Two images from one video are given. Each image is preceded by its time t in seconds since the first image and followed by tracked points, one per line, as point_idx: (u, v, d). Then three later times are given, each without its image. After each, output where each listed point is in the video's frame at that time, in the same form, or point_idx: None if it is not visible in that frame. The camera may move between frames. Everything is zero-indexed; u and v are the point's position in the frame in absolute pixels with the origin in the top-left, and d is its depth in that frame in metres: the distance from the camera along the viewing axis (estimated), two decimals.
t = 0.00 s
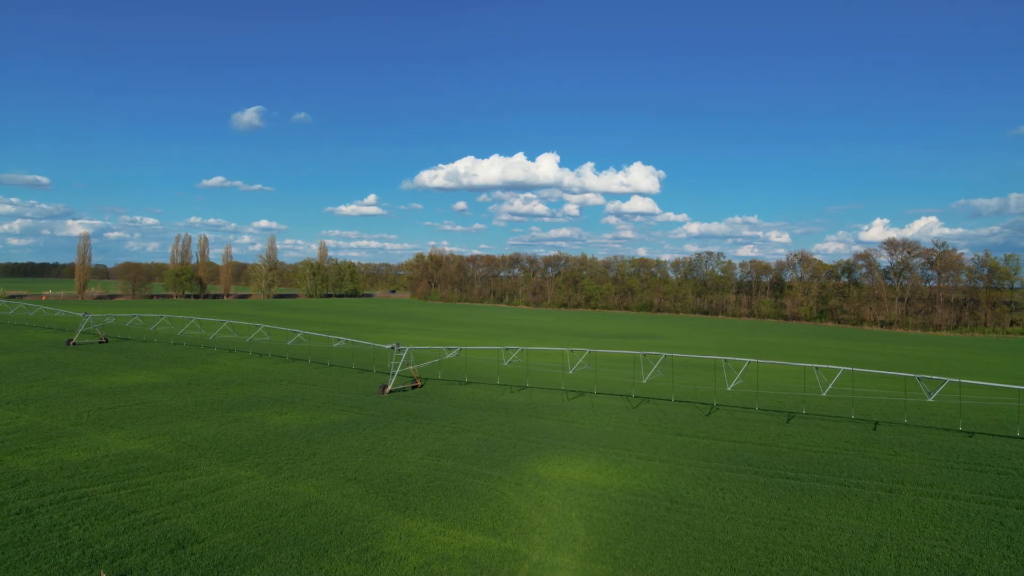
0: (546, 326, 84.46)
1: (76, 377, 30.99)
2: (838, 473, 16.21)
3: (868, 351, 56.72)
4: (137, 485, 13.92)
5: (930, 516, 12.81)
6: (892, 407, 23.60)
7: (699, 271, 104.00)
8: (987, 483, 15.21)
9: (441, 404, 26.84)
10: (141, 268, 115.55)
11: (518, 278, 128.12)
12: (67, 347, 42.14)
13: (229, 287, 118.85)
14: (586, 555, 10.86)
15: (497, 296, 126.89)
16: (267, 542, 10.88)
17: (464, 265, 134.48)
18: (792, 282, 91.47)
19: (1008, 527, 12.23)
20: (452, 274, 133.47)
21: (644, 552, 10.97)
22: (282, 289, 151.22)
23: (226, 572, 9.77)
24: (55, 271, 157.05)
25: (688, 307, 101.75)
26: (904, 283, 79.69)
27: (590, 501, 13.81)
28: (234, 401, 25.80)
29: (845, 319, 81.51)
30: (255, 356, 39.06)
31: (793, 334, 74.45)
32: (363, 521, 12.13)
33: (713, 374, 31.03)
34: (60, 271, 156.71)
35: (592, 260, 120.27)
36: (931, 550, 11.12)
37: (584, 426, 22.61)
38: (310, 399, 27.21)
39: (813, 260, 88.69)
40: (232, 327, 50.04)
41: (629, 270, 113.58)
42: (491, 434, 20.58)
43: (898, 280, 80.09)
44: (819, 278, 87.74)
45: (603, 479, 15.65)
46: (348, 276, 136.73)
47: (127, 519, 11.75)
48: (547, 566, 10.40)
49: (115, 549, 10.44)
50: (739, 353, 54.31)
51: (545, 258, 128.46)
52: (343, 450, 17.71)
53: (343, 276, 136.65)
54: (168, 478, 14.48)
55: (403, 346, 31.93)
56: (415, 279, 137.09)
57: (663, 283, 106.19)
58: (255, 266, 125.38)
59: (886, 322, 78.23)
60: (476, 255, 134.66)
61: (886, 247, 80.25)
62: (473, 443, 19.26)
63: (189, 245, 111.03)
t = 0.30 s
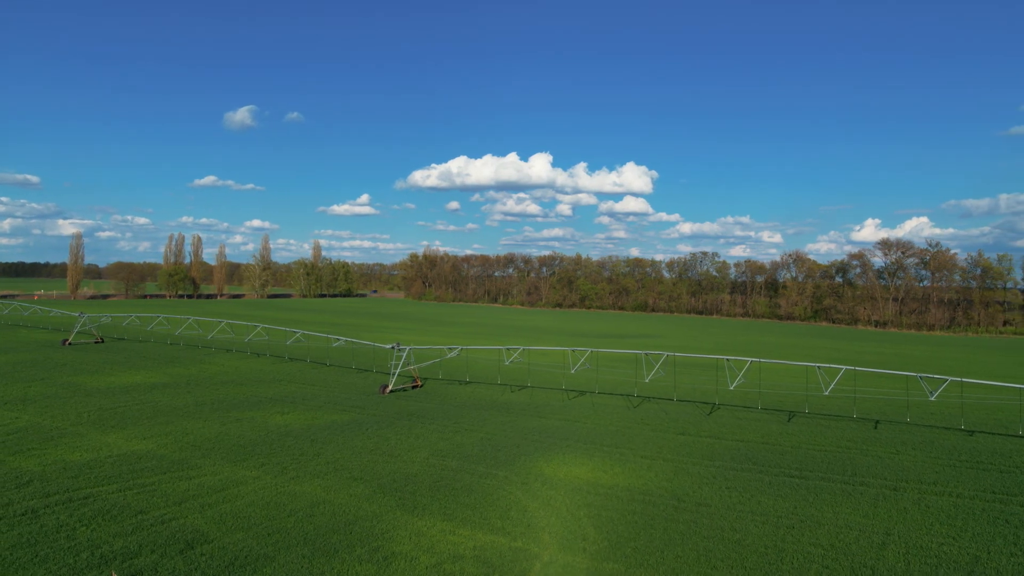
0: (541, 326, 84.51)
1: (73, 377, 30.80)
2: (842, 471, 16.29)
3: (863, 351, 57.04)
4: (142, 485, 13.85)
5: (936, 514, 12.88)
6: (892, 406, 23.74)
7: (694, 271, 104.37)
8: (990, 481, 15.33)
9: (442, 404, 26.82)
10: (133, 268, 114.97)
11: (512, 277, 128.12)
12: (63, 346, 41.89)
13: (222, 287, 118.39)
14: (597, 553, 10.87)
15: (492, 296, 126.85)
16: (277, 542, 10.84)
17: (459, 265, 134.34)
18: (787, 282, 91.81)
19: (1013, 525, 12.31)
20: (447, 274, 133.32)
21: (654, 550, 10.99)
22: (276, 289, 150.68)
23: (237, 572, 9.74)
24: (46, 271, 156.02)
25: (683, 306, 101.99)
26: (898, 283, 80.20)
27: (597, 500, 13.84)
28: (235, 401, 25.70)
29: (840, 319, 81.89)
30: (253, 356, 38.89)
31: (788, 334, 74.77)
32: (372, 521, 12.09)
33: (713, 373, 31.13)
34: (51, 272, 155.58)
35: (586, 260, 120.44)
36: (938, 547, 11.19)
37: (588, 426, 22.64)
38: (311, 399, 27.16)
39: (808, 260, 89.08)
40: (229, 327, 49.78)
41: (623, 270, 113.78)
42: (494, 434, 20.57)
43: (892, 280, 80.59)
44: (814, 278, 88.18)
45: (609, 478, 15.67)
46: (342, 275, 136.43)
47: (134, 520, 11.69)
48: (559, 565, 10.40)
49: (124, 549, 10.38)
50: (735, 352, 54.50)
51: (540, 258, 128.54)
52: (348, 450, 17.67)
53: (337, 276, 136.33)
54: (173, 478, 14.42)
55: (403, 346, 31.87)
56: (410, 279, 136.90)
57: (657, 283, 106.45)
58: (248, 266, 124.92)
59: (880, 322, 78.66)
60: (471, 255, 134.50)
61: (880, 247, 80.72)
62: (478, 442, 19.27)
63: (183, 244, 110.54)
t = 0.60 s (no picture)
0: (536, 326, 84.46)
1: (71, 377, 30.59)
2: (847, 470, 16.35)
3: (857, 351, 57.31)
4: (149, 485, 13.78)
5: (942, 512, 12.96)
6: (894, 405, 23.83)
7: (689, 270, 104.69)
8: (994, 479, 15.42)
9: (444, 403, 26.77)
10: (126, 268, 114.28)
11: (507, 277, 128.08)
12: (58, 346, 41.59)
13: (216, 287, 117.81)
14: (610, 553, 10.87)
15: (486, 296, 126.72)
16: (288, 542, 10.81)
17: (454, 265, 134.18)
18: (782, 282, 92.06)
19: (1019, 523, 12.39)
20: (441, 274, 133.10)
21: (666, 549, 11.02)
22: (269, 289, 150.08)
23: (250, 573, 9.71)
24: (37, 271, 154.89)
25: (678, 306, 102.19)
26: (892, 283, 80.66)
27: (606, 499, 13.85)
28: (235, 401, 25.59)
29: (835, 319, 82.23)
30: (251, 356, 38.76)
31: (783, 333, 75.02)
32: (381, 521, 12.05)
33: (715, 373, 31.19)
34: (43, 272, 154.49)
35: (581, 260, 120.52)
36: (946, 545, 11.26)
37: (591, 425, 22.66)
38: (313, 399, 27.07)
39: (803, 260, 89.45)
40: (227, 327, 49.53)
41: (618, 270, 113.92)
42: (498, 434, 20.55)
43: (886, 280, 81.01)
44: (808, 278, 88.55)
45: (616, 477, 15.69)
46: (336, 275, 136.03)
47: (143, 521, 11.62)
48: (572, 565, 10.40)
49: (134, 551, 10.33)
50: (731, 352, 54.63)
51: (535, 258, 128.55)
52: (353, 450, 17.64)
53: (331, 276, 135.90)
54: (179, 479, 14.34)
55: (403, 346, 31.79)
56: (404, 278, 136.63)
57: (652, 283, 106.62)
58: (242, 266, 124.37)
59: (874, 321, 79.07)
60: (465, 255, 134.30)
61: (874, 247, 81.15)
62: (482, 442, 19.26)
63: (176, 244, 109.97)
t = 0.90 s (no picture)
0: (531, 326, 84.49)
1: (69, 378, 30.40)
2: (851, 469, 16.43)
3: (852, 350, 57.65)
4: (156, 487, 13.71)
5: (949, 510, 13.03)
6: (894, 405, 23.97)
7: (684, 271, 105.07)
8: (997, 478, 15.52)
9: (446, 404, 26.75)
10: (119, 267, 113.70)
11: (502, 277, 128.10)
12: (54, 347, 41.33)
13: (209, 287, 117.33)
14: (622, 552, 10.89)
15: (481, 296, 126.70)
16: (299, 543, 10.80)
17: (448, 265, 134.10)
18: (776, 282, 92.40)
19: None
20: (435, 274, 133.01)
21: (677, 549, 11.04)
22: (263, 289, 149.57)
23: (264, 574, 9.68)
24: (28, 271, 153.85)
25: (673, 306, 102.45)
26: (887, 283, 81.19)
27: (614, 499, 13.89)
28: (237, 402, 25.47)
29: (829, 319, 82.60)
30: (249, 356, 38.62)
31: (778, 333, 75.38)
32: (391, 522, 12.02)
33: (717, 373, 31.26)
34: (33, 272, 153.41)
35: (576, 260, 120.68)
36: (954, 543, 11.34)
37: (594, 425, 22.69)
38: (314, 399, 27.01)
39: (797, 260, 89.85)
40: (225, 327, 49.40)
41: (613, 271, 114.17)
42: (502, 434, 20.57)
43: (880, 280, 81.52)
44: (803, 278, 88.97)
45: (622, 477, 15.73)
46: (330, 275, 135.74)
47: (152, 522, 11.56)
48: (584, 565, 10.41)
49: (145, 552, 10.27)
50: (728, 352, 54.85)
51: (529, 259, 128.62)
52: (358, 451, 17.61)
53: (325, 276, 135.54)
54: (185, 480, 14.28)
55: (404, 346, 31.72)
56: (398, 279, 136.44)
57: (647, 283, 106.91)
58: (236, 266, 123.91)
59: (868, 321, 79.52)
60: (460, 255, 134.23)
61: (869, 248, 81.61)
62: (487, 443, 19.27)
63: (170, 244, 109.45)
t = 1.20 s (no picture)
0: (525, 326, 84.52)
1: (66, 378, 30.21)
2: (855, 468, 16.53)
3: (846, 350, 57.99)
4: (162, 488, 13.63)
5: (954, 509, 13.13)
6: (895, 404, 24.13)
7: (679, 271, 105.37)
8: (1000, 476, 15.62)
9: (447, 404, 26.76)
10: (112, 267, 113.01)
11: (496, 277, 128.06)
12: (49, 347, 41.06)
13: (202, 287, 116.75)
14: (634, 553, 10.91)
15: (475, 296, 126.62)
16: (310, 544, 10.77)
17: (442, 264, 133.93)
18: (771, 282, 92.72)
19: None
20: (429, 274, 132.75)
21: (688, 548, 11.07)
22: (256, 289, 148.98)
23: None
24: (18, 271, 152.55)
25: (667, 306, 102.70)
26: (880, 283, 81.69)
27: (622, 499, 13.93)
28: (238, 403, 25.39)
29: (823, 318, 83.02)
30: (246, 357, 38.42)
31: (773, 333, 75.73)
32: (401, 523, 12.00)
33: (717, 373, 31.40)
34: (23, 272, 152.20)
35: (570, 260, 120.73)
36: (961, 541, 11.43)
37: (597, 426, 22.73)
38: (315, 400, 26.95)
39: (791, 260, 90.23)
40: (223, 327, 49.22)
41: (607, 271, 114.34)
42: (506, 435, 20.58)
43: (874, 280, 81.98)
44: (797, 278, 89.38)
45: (628, 477, 15.76)
46: (323, 275, 135.36)
47: (162, 524, 11.50)
48: (597, 565, 10.43)
49: (156, 554, 10.22)
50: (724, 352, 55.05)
51: (523, 259, 128.64)
52: (363, 451, 17.58)
53: (318, 276, 135.15)
54: (192, 481, 14.21)
55: (405, 346, 31.68)
56: (392, 279, 136.19)
57: (642, 283, 107.13)
58: (229, 266, 123.37)
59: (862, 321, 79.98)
60: (454, 255, 134.04)
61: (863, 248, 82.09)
62: (492, 443, 19.30)
63: (163, 244, 108.89)
